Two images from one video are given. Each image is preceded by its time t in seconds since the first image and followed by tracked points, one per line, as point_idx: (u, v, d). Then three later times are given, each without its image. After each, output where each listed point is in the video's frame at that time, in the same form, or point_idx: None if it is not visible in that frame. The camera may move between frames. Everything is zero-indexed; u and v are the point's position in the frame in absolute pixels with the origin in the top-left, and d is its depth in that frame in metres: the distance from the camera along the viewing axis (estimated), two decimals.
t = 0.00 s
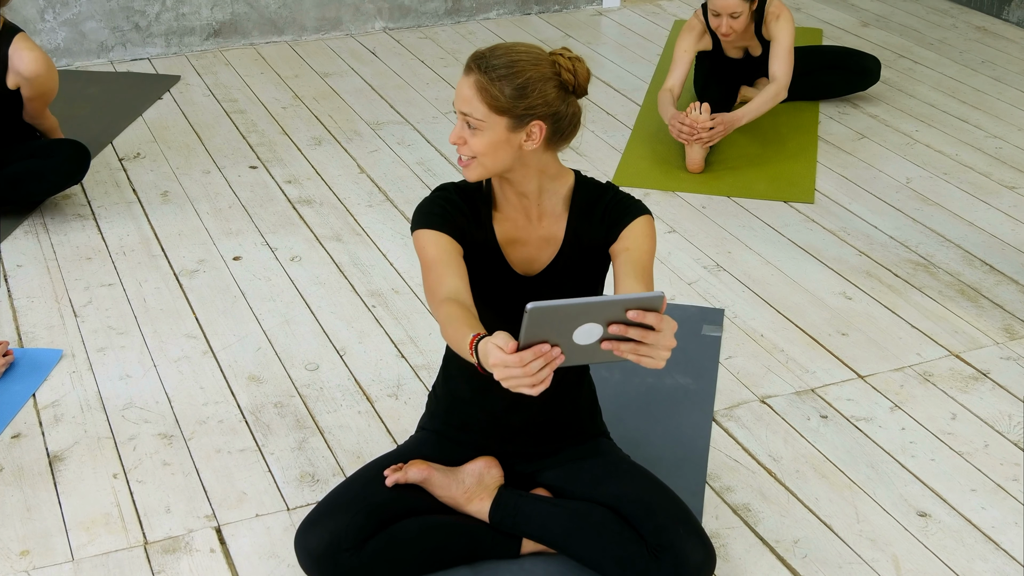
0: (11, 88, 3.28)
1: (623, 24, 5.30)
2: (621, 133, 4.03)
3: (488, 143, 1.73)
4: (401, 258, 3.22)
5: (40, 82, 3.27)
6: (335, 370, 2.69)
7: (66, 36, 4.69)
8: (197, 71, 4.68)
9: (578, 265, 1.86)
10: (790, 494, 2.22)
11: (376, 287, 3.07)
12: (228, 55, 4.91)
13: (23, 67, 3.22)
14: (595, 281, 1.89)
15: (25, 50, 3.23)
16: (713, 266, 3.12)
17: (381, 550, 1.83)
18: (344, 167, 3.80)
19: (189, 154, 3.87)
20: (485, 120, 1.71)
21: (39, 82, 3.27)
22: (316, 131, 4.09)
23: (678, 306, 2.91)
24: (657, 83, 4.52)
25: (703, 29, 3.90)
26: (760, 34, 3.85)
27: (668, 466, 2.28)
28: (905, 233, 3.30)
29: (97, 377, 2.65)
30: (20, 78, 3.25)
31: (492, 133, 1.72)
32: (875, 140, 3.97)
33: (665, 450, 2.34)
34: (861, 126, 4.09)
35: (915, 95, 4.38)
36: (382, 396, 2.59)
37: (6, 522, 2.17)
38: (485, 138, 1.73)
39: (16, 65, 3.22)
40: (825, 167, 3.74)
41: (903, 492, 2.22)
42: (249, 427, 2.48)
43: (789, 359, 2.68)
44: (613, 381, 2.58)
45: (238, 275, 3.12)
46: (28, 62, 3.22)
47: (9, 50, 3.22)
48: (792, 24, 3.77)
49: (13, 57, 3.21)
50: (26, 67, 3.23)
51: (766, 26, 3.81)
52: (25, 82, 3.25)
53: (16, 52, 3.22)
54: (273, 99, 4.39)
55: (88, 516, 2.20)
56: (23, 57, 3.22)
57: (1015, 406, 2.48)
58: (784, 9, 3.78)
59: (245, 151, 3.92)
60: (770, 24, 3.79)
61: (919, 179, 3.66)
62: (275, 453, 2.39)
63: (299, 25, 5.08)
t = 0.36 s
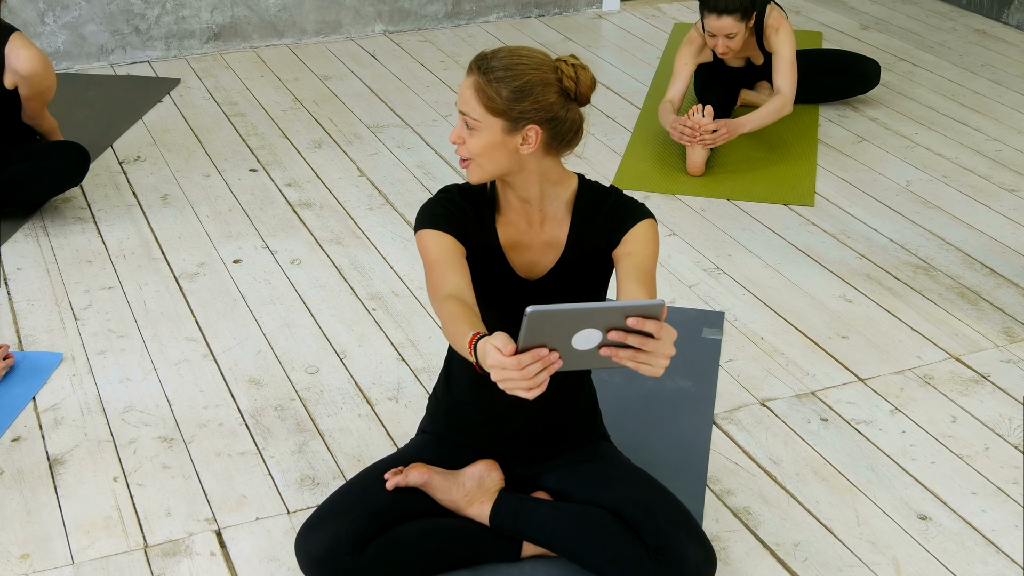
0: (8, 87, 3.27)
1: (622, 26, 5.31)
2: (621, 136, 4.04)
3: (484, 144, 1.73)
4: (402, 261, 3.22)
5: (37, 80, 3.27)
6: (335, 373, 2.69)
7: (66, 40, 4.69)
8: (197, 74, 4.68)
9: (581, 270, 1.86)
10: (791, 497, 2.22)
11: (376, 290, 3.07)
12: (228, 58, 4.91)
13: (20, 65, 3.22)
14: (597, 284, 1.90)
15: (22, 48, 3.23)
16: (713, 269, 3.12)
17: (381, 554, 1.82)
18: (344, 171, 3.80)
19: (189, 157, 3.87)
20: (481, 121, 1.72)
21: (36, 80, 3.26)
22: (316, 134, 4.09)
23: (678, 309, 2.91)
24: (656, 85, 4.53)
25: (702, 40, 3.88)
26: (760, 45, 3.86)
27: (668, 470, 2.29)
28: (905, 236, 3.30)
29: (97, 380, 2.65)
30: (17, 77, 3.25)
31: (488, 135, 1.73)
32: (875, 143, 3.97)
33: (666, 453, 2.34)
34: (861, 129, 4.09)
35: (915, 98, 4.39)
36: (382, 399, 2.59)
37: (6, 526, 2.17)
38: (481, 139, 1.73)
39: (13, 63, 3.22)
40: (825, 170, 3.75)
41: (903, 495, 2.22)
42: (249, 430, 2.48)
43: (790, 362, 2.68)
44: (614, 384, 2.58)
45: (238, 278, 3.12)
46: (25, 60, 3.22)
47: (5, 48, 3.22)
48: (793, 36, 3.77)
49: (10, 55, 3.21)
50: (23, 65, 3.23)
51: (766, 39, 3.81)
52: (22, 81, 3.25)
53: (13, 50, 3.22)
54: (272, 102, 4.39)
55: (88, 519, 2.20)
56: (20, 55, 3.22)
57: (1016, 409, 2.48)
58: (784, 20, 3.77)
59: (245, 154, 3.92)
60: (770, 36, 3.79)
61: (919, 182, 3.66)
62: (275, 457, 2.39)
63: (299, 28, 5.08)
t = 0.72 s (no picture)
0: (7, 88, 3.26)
1: (622, 29, 5.31)
2: (621, 139, 4.04)
3: (481, 146, 1.74)
4: (403, 264, 3.22)
5: (35, 79, 3.27)
6: (336, 376, 2.69)
7: (67, 43, 4.70)
8: (197, 77, 4.68)
9: (584, 274, 1.86)
10: (791, 499, 2.22)
11: (376, 293, 3.07)
12: (228, 61, 4.92)
13: (18, 64, 3.22)
14: (600, 288, 1.89)
15: (19, 48, 3.23)
16: (713, 272, 3.13)
17: (382, 558, 1.83)
18: (344, 173, 3.81)
19: (189, 160, 3.88)
20: (478, 123, 1.73)
21: (34, 79, 3.26)
22: (316, 136, 4.10)
23: (679, 312, 2.91)
24: (656, 89, 4.53)
25: (702, 48, 3.87)
26: (761, 54, 3.87)
27: (669, 472, 2.29)
28: (905, 238, 3.30)
29: (98, 383, 2.65)
30: (16, 77, 3.24)
31: (485, 136, 1.74)
32: (876, 145, 3.98)
33: (667, 455, 2.34)
34: (861, 132, 4.10)
35: (915, 101, 4.39)
36: (383, 401, 2.59)
37: (7, 529, 2.17)
38: (478, 141, 1.75)
39: (11, 62, 3.21)
40: (825, 173, 3.75)
41: (904, 497, 2.22)
42: (250, 432, 2.48)
43: (790, 364, 2.68)
44: (614, 387, 2.58)
45: (239, 280, 3.12)
46: (23, 59, 3.22)
47: (3, 49, 3.22)
48: (793, 45, 3.78)
49: (7, 55, 3.21)
50: (21, 64, 3.23)
51: (767, 48, 3.82)
52: (21, 80, 3.25)
53: (10, 50, 3.21)
54: (273, 105, 4.40)
55: (88, 522, 2.20)
56: (18, 54, 3.22)
57: (1016, 411, 2.48)
58: (785, 31, 3.79)
59: (246, 157, 3.92)
60: (771, 45, 3.80)
61: (919, 185, 3.67)
62: (276, 459, 2.39)
63: (299, 31, 5.09)
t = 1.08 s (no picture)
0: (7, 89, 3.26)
1: (622, 33, 5.32)
2: (622, 143, 4.05)
3: (480, 147, 1.76)
4: (403, 268, 3.22)
5: (35, 80, 3.26)
6: (336, 379, 2.69)
7: (67, 46, 4.71)
8: (198, 81, 4.69)
9: (586, 279, 1.84)
10: (792, 503, 2.22)
11: (377, 296, 3.07)
12: (229, 64, 4.92)
13: (18, 65, 3.21)
14: (604, 294, 1.88)
15: (19, 48, 3.22)
16: (714, 275, 3.13)
17: (383, 560, 1.83)
18: (345, 177, 3.81)
19: (190, 164, 3.88)
20: (477, 124, 1.75)
21: (34, 80, 3.25)
22: (317, 140, 4.10)
23: (679, 315, 2.92)
24: (655, 92, 4.54)
25: (705, 49, 3.87)
26: (764, 56, 3.89)
27: (669, 476, 2.29)
28: (905, 242, 3.31)
29: (99, 387, 2.65)
30: (16, 78, 3.24)
31: (484, 138, 1.75)
32: (876, 149, 3.98)
33: (667, 458, 2.35)
34: (861, 135, 4.11)
35: (915, 104, 4.40)
36: (383, 405, 2.59)
37: (8, 532, 2.17)
38: (478, 142, 1.76)
39: (10, 63, 3.21)
40: (825, 177, 3.76)
41: (905, 501, 2.22)
42: (251, 436, 2.48)
43: (791, 367, 2.69)
44: (615, 390, 2.58)
45: (239, 284, 3.12)
46: (22, 59, 3.22)
47: (3, 49, 3.21)
48: (796, 49, 3.78)
49: (7, 55, 3.20)
50: (21, 64, 3.22)
51: (771, 50, 3.83)
52: (20, 81, 3.24)
53: (9, 50, 3.21)
54: (273, 108, 4.40)
55: (89, 525, 2.20)
56: (18, 55, 3.21)
57: (1016, 414, 2.48)
58: (788, 34, 3.79)
59: (246, 160, 3.93)
60: (775, 48, 3.80)
61: (919, 188, 3.67)
62: (276, 462, 2.39)
63: (300, 34, 5.10)
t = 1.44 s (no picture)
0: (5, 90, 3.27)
1: (622, 36, 5.33)
2: (622, 145, 4.05)
3: (494, 144, 1.76)
4: (403, 270, 3.22)
5: (34, 81, 3.27)
6: (336, 382, 2.69)
7: (67, 49, 4.72)
8: (197, 83, 4.69)
9: (581, 274, 1.82)
10: (793, 505, 2.22)
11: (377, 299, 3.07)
12: (229, 67, 4.92)
13: (17, 67, 3.22)
14: (602, 291, 1.85)
15: (18, 50, 3.24)
16: (714, 278, 3.13)
17: (384, 561, 1.83)
18: (345, 180, 3.81)
19: (190, 167, 3.88)
20: (491, 122, 1.74)
21: (33, 82, 3.26)
22: (317, 143, 4.10)
23: (679, 318, 2.92)
24: (655, 95, 4.54)
25: (705, 45, 3.95)
26: (766, 50, 3.90)
27: (670, 478, 2.29)
28: (905, 244, 3.31)
29: (99, 389, 2.65)
30: (14, 79, 3.25)
31: (499, 136, 1.75)
32: (875, 152, 3.99)
33: (667, 460, 2.35)
34: (860, 138, 4.11)
35: (915, 107, 4.40)
36: (384, 407, 2.59)
37: (9, 535, 2.17)
38: (491, 140, 1.76)
39: (9, 65, 3.22)
40: (825, 179, 3.76)
41: (905, 503, 2.22)
42: (251, 438, 2.48)
43: (791, 370, 2.69)
44: (615, 393, 2.58)
45: (239, 287, 3.12)
46: (21, 61, 3.23)
47: (2, 51, 3.23)
48: (798, 46, 3.80)
49: (6, 57, 3.21)
50: (20, 66, 3.23)
51: (772, 46, 3.85)
52: (19, 83, 3.25)
53: (9, 52, 3.22)
54: (273, 111, 4.41)
55: (89, 527, 2.20)
56: (16, 57, 3.22)
57: (1016, 417, 2.48)
58: (791, 32, 3.82)
59: (246, 163, 3.93)
60: (776, 43, 3.83)
61: (919, 191, 3.67)
62: (276, 465, 2.39)
63: (300, 37, 5.10)
